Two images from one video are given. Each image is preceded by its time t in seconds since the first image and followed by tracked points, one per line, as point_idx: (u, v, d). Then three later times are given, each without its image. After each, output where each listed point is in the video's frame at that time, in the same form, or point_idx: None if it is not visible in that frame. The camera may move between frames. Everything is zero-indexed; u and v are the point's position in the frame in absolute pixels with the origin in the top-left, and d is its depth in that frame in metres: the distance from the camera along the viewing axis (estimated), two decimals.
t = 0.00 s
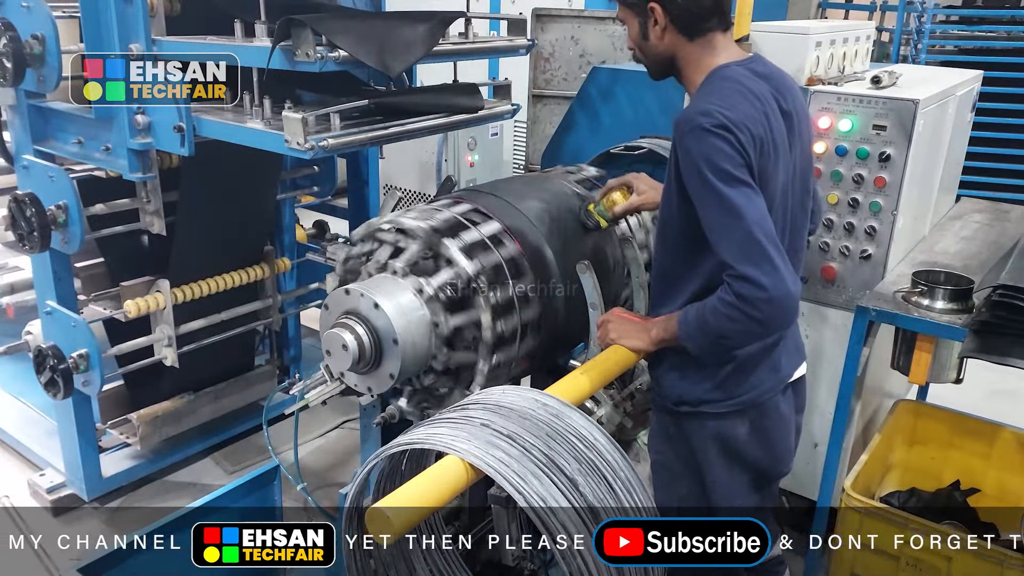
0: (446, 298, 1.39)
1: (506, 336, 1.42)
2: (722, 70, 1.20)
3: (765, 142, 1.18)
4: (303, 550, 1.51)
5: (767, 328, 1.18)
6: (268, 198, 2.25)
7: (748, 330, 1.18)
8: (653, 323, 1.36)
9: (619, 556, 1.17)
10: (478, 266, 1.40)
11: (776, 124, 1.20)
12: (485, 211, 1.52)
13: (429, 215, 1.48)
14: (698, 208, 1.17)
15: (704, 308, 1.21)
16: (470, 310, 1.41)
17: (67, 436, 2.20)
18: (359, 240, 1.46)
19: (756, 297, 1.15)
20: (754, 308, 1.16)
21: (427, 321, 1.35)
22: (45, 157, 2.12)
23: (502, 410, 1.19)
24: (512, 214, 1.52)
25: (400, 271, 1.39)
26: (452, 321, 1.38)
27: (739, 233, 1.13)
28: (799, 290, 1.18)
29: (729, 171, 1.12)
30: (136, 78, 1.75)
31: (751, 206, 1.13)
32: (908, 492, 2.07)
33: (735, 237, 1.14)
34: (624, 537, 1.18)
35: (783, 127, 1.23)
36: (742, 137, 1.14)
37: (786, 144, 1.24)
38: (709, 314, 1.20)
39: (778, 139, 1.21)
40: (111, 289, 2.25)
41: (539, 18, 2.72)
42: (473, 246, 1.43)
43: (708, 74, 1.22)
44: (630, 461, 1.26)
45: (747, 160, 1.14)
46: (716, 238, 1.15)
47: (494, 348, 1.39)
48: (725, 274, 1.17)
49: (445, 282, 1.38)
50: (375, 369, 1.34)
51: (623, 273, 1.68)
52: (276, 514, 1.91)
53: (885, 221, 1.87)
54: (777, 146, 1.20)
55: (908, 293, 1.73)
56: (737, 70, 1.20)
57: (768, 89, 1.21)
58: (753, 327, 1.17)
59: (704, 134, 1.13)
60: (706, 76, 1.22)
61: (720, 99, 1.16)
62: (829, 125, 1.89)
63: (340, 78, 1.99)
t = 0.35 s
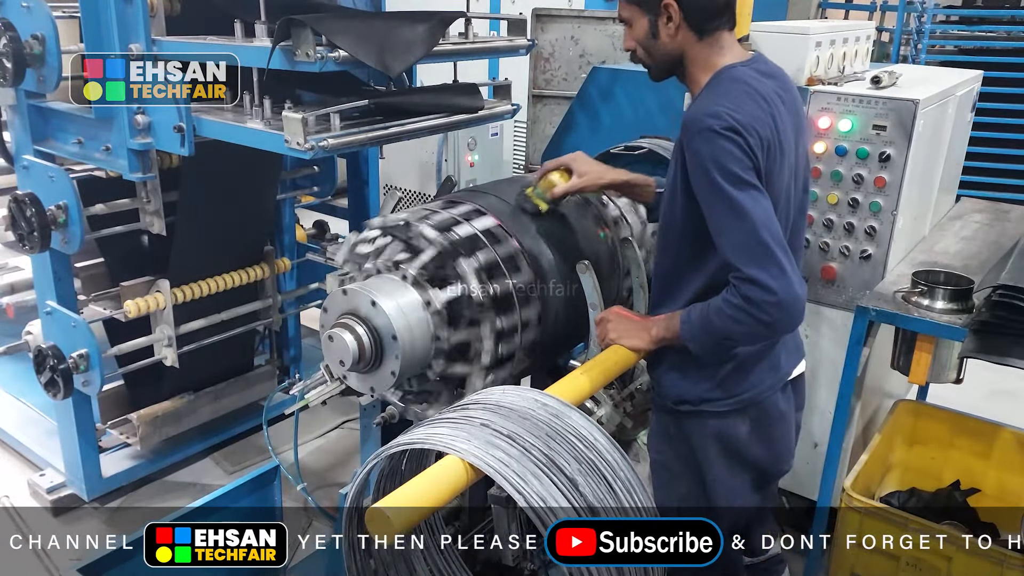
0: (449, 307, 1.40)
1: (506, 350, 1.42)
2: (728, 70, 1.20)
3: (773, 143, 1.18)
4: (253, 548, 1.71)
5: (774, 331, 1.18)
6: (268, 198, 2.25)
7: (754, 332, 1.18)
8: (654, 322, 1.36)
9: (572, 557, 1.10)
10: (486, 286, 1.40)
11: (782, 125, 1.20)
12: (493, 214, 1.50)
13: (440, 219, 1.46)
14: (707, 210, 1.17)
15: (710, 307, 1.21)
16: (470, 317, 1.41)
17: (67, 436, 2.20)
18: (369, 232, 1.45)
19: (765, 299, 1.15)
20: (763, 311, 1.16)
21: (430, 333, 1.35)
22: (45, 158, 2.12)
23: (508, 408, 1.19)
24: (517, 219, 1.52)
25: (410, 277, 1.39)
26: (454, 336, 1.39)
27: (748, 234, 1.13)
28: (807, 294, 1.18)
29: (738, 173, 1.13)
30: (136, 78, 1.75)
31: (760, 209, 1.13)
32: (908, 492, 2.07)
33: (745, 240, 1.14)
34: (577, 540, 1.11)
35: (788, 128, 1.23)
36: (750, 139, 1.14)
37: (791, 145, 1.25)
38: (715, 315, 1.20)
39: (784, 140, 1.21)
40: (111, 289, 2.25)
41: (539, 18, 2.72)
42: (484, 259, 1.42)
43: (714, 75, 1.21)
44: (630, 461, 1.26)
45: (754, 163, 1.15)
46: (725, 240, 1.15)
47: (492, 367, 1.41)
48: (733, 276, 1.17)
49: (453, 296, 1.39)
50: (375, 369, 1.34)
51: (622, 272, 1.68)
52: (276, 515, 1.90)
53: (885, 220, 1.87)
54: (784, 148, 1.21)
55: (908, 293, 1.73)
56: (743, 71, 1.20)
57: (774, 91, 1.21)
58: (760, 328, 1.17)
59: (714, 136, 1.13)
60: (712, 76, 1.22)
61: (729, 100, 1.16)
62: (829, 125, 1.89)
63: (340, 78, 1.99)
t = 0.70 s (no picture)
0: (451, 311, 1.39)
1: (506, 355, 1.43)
2: (713, 70, 1.21)
3: (762, 142, 1.19)
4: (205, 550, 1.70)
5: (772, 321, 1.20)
6: (268, 198, 2.25)
7: (753, 326, 1.19)
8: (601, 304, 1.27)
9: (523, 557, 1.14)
10: (489, 290, 1.40)
11: (770, 123, 1.21)
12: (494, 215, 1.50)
13: (439, 217, 1.44)
14: (700, 210, 1.16)
15: (701, 299, 1.19)
16: (470, 321, 1.40)
17: (67, 436, 2.20)
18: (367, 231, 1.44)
19: (762, 294, 1.16)
20: (761, 305, 1.17)
21: (429, 337, 1.35)
22: (45, 158, 2.12)
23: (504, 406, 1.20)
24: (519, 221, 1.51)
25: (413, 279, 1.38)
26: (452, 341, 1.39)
27: (743, 231, 1.14)
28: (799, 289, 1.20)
29: (732, 172, 1.13)
30: (136, 78, 1.75)
31: (755, 206, 1.14)
32: (908, 492, 2.07)
33: (740, 237, 1.14)
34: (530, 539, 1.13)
35: (776, 127, 1.23)
36: (741, 139, 1.14)
37: (779, 143, 1.25)
38: (707, 308, 1.18)
39: (774, 138, 1.21)
40: (111, 290, 2.25)
41: (539, 18, 2.73)
42: (483, 260, 1.42)
43: (698, 75, 1.22)
44: (630, 461, 1.26)
45: (745, 162, 1.15)
46: (719, 237, 1.15)
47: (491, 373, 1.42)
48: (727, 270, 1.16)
49: (455, 302, 1.38)
50: (375, 368, 1.34)
51: (621, 273, 1.68)
52: (276, 515, 1.90)
53: (885, 220, 1.87)
54: (773, 146, 1.21)
55: (908, 293, 1.73)
56: (728, 71, 1.20)
57: (760, 90, 1.22)
58: (759, 321, 1.18)
59: (704, 136, 1.13)
60: (697, 77, 1.22)
61: (718, 101, 1.16)
62: (829, 125, 1.88)
63: (340, 78, 1.99)
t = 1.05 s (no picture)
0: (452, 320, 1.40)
1: (505, 356, 1.44)
2: (704, 70, 1.20)
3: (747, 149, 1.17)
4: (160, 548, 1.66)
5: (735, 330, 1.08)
6: (268, 197, 2.25)
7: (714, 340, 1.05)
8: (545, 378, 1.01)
9: (475, 557, 1.21)
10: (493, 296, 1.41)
11: (759, 129, 1.19)
12: (494, 216, 1.51)
13: (441, 219, 1.47)
14: (676, 210, 1.09)
15: (658, 319, 1.01)
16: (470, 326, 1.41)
17: (67, 436, 2.20)
18: (370, 229, 1.45)
19: (723, 301, 1.03)
20: (719, 314, 1.03)
21: (429, 344, 1.36)
22: (46, 158, 2.12)
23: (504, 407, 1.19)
24: (517, 222, 1.52)
25: (423, 289, 1.37)
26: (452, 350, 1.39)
27: (713, 234, 1.06)
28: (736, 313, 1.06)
29: (709, 173, 1.09)
30: (136, 78, 1.75)
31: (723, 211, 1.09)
32: (908, 492, 2.07)
33: (713, 237, 1.06)
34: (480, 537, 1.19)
35: (766, 134, 1.21)
36: (729, 139, 1.13)
37: (772, 144, 1.24)
38: (663, 327, 1.00)
39: (766, 138, 1.21)
40: (111, 289, 2.25)
41: (538, 18, 2.73)
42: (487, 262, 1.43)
43: (690, 76, 1.21)
44: (629, 461, 1.27)
45: (733, 162, 1.14)
46: (689, 238, 1.06)
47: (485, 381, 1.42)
48: (684, 273, 1.05)
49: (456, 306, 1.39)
50: (375, 369, 1.34)
51: (620, 271, 1.68)
52: (276, 514, 1.90)
53: (885, 220, 1.87)
54: (764, 146, 1.20)
55: (907, 293, 1.73)
56: (720, 71, 1.20)
57: (751, 90, 1.22)
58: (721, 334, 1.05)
59: (693, 135, 1.11)
60: (689, 78, 1.21)
61: (708, 100, 1.15)
62: (829, 125, 1.88)
63: (340, 78, 1.99)
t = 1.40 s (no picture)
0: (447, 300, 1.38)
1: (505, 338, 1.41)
2: (715, 72, 1.19)
3: (751, 156, 1.16)
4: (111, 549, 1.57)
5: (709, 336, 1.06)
6: (267, 197, 2.24)
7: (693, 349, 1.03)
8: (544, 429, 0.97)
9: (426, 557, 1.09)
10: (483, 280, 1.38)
11: (767, 134, 1.18)
12: (493, 214, 1.49)
13: (439, 217, 1.45)
14: (667, 215, 1.07)
15: (640, 334, 0.98)
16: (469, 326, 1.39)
17: (64, 437, 2.19)
18: (367, 229, 1.43)
19: (699, 307, 1.01)
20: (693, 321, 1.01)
21: (429, 327, 1.33)
22: (43, 157, 2.11)
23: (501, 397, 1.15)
24: (518, 222, 1.51)
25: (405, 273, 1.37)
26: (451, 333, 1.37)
27: (704, 242, 1.05)
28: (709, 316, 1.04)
29: (710, 178, 1.08)
30: (135, 77, 1.74)
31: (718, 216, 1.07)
32: (911, 493, 2.06)
33: (705, 246, 1.05)
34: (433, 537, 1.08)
35: (775, 140, 1.20)
36: (735, 146, 1.13)
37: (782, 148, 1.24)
38: (641, 338, 0.97)
39: (777, 142, 1.20)
40: (109, 290, 2.23)
41: (539, 17, 2.71)
42: (476, 249, 1.42)
43: (701, 77, 1.20)
44: (631, 463, 1.26)
45: (740, 170, 1.14)
46: (679, 245, 1.04)
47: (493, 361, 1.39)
48: (667, 276, 1.03)
49: (444, 282, 1.37)
50: (375, 370, 1.33)
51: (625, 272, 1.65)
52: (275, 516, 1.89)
53: (887, 220, 1.85)
54: (775, 150, 1.19)
55: (911, 293, 1.71)
56: (731, 74, 1.19)
57: (762, 93, 1.20)
58: (698, 344, 1.03)
59: (700, 140, 1.10)
60: (700, 79, 1.20)
61: (716, 105, 1.14)
62: (831, 125, 1.87)
63: (339, 76, 1.97)
